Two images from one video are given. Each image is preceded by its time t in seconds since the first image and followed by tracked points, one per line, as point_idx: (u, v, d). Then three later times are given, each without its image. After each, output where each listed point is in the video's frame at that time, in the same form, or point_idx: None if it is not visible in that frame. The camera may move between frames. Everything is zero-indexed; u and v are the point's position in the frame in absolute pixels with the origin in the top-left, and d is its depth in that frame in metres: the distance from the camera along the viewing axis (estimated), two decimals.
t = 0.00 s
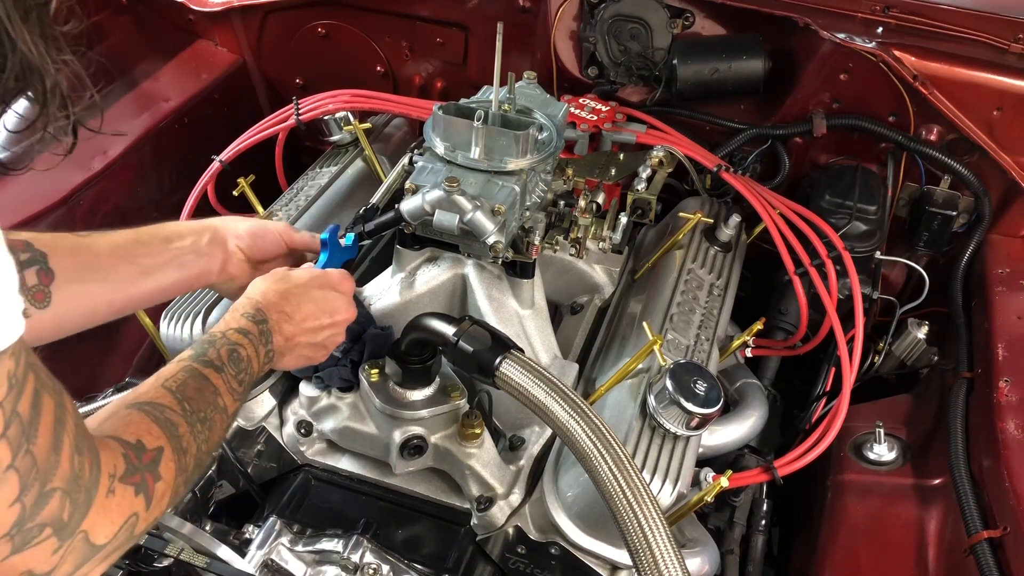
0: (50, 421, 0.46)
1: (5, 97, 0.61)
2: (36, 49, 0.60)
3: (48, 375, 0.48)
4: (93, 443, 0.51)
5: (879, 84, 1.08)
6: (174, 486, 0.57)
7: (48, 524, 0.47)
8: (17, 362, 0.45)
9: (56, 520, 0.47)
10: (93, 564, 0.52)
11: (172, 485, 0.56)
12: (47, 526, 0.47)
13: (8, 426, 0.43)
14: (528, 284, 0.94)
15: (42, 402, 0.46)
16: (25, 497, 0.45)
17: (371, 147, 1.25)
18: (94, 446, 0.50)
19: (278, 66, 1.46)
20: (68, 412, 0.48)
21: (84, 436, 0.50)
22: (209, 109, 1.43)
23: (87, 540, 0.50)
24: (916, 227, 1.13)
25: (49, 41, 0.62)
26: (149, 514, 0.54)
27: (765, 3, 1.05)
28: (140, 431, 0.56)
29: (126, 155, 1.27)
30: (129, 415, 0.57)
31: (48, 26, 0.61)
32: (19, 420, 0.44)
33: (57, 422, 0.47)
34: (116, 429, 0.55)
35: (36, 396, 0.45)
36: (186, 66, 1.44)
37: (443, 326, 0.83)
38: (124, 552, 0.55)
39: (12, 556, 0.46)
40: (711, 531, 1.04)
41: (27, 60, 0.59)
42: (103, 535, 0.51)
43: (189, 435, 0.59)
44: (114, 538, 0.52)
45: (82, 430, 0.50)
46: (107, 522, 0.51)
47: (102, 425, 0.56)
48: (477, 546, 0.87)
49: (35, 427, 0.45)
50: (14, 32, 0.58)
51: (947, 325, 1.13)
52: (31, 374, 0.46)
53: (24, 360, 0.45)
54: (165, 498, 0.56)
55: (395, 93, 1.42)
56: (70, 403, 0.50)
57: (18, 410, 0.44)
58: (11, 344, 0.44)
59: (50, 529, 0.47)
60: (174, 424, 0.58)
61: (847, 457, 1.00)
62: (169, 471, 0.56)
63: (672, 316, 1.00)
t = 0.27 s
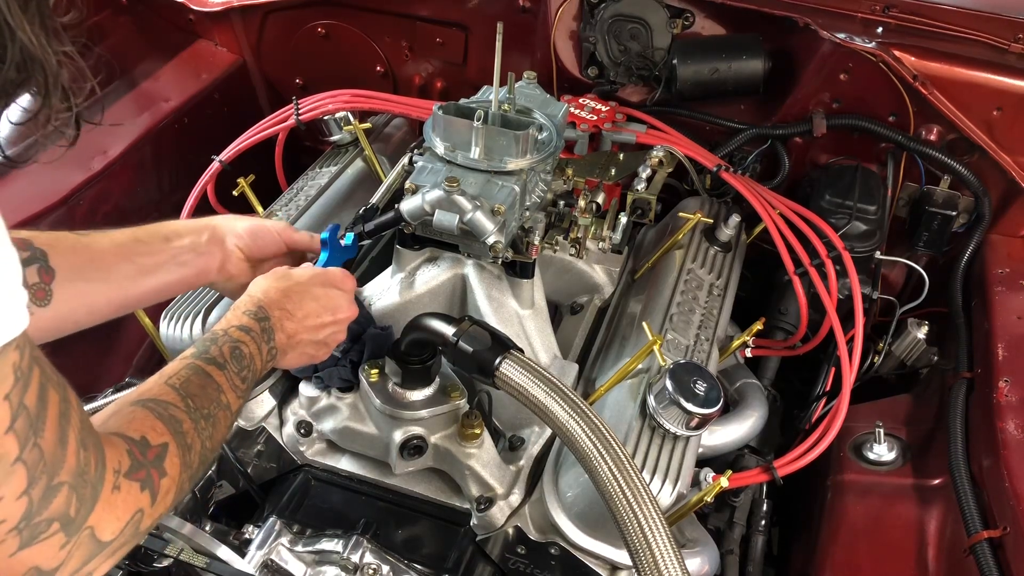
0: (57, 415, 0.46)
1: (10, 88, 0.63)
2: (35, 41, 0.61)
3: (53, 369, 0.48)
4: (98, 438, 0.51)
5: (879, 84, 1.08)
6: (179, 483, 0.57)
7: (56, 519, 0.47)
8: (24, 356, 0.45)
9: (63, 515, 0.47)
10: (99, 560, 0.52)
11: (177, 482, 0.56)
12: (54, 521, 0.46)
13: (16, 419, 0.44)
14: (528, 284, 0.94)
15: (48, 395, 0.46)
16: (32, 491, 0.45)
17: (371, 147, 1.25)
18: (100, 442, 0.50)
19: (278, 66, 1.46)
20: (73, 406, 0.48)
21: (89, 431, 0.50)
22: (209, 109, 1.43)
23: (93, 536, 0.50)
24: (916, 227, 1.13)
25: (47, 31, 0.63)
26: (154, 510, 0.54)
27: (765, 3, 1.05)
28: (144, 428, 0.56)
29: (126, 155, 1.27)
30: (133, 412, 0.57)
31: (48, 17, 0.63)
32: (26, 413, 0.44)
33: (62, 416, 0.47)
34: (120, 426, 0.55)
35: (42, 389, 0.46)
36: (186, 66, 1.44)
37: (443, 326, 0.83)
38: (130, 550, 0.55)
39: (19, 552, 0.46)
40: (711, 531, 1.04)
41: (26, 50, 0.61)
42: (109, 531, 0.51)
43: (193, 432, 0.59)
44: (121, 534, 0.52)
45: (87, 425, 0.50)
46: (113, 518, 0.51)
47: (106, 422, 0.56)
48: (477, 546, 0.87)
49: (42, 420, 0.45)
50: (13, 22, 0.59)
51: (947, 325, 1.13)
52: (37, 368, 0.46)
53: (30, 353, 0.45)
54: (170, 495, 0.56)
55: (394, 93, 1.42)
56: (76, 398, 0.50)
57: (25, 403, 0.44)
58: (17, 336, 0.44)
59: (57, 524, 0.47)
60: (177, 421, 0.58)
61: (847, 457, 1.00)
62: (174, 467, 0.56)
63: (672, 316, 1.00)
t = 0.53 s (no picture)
0: (54, 415, 0.47)
1: (9, 80, 0.63)
2: (33, 34, 0.62)
3: (51, 369, 0.48)
4: (98, 439, 0.51)
5: (879, 85, 1.08)
6: (180, 484, 0.57)
7: (54, 520, 0.47)
8: (19, 356, 0.45)
9: (61, 515, 0.47)
10: (98, 560, 0.52)
11: (178, 482, 0.56)
12: (52, 522, 0.47)
13: (12, 419, 0.44)
14: (528, 284, 0.94)
15: (45, 395, 0.46)
16: (29, 491, 0.45)
17: (371, 147, 1.25)
18: (99, 442, 0.50)
19: (278, 66, 1.46)
20: (71, 406, 0.49)
21: (87, 432, 0.50)
22: (209, 109, 1.43)
23: (92, 536, 0.50)
24: (916, 227, 1.13)
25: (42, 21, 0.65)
26: (154, 510, 0.54)
27: (765, 3, 1.05)
28: (145, 429, 0.56)
29: (126, 155, 1.27)
30: (135, 413, 0.57)
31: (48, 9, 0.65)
32: (23, 414, 0.44)
33: (60, 416, 0.47)
34: (121, 427, 0.55)
35: (39, 389, 0.46)
36: (186, 66, 1.44)
37: (443, 326, 0.83)
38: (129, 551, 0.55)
39: (17, 552, 0.46)
40: (711, 531, 1.04)
41: (24, 43, 0.62)
42: (108, 532, 0.51)
43: (195, 434, 0.59)
44: (120, 534, 0.52)
45: (86, 425, 0.50)
46: (112, 519, 0.51)
47: (108, 423, 0.56)
48: (477, 546, 0.87)
49: (39, 420, 0.45)
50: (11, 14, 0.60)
51: (947, 325, 1.13)
52: (34, 369, 0.46)
53: (25, 353, 0.46)
54: (170, 496, 0.56)
55: (394, 93, 1.42)
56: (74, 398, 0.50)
57: (22, 403, 0.44)
58: (14, 336, 0.44)
59: (55, 525, 0.47)
60: (179, 422, 0.58)
61: (847, 457, 1.00)
62: (174, 468, 0.56)
63: (672, 316, 1.00)
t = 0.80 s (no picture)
0: (52, 412, 0.46)
1: (6, 71, 0.66)
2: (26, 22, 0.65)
3: (49, 366, 0.48)
4: (98, 436, 0.51)
5: (879, 85, 1.08)
6: (182, 482, 0.56)
7: (53, 517, 0.47)
8: (14, 352, 0.45)
9: (60, 512, 0.47)
10: (99, 557, 0.52)
11: (180, 481, 0.56)
12: (51, 519, 0.46)
13: (9, 416, 0.44)
14: (528, 284, 0.94)
15: (43, 393, 0.46)
16: (27, 489, 0.45)
17: (371, 147, 1.24)
18: (99, 440, 0.50)
19: (278, 66, 1.46)
20: (70, 403, 0.48)
21: (87, 429, 0.49)
22: (209, 109, 1.43)
23: (93, 533, 0.50)
24: (916, 227, 1.13)
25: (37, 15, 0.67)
26: (155, 508, 0.54)
27: (765, 3, 1.05)
28: (147, 427, 0.56)
29: (126, 155, 1.27)
30: (138, 411, 0.57)
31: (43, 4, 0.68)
32: (20, 411, 0.44)
33: (58, 414, 0.47)
34: (123, 425, 0.55)
35: (36, 386, 0.46)
36: (186, 66, 1.44)
37: (443, 326, 0.83)
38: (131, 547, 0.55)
39: (17, 549, 0.46)
40: (711, 531, 1.04)
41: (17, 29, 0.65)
42: (109, 529, 0.51)
43: (198, 433, 0.59)
44: (121, 532, 0.52)
45: (85, 422, 0.50)
46: (113, 516, 0.51)
47: (110, 421, 0.56)
48: (478, 546, 0.87)
49: (37, 418, 0.45)
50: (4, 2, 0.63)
51: (947, 325, 1.13)
52: (31, 366, 0.46)
53: (22, 350, 0.46)
54: (171, 494, 0.56)
55: (395, 93, 1.42)
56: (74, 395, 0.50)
57: (19, 401, 0.44)
58: (9, 333, 0.44)
59: (54, 522, 0.47)
60: (182, 421, 0.58)
61: (847, 457, 1.00)
62: (176, 466, 0.56)
63: (672, 316, 1.00)
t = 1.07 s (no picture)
0: (45, 407, 0.47)
1: None
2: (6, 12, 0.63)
3: (43, 362, 0.49)
4: (95, 433, 0.51)
5: (879, 85, 1.08)
6: (181, 481, 0.56)
7: (49, 514, 0.46)
8: (5, 346, 0.45)
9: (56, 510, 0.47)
10: (99, 556, 0.52)
11: (179, 479, 0.56)
12: (47, 516, 0.46)
13: (2, 410, 0.44)
14: (528, 284, 0.94)
15: (36, 387, 0.46)
16: (21, 484, 0.45)
17: (371, 148, 1.24)
18: (95, 437, 0.50)
19: (278, 66, 1.46)
20: (64, 400, 0.49)
21: (83, 426, 0.50)
22: (209, 109, 1.43)
23: (90, 532, 0.50)
24: (916, 227, 1.13)
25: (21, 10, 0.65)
26: (155, 507, 0.54)
27: (765, 3, 1.05)
28: (146, 425, 0.56)
29: (126, 155, 1.27)
30: (136, 409, 0.57)
31: None
32: (12, 405, 0.44)
33: (52, 409, 0.47)
34: (122, 424, 0.55)
35: (29, 381, 0.46)
36: (186, 66, 1.44)
37: (444, 325, 0.83)
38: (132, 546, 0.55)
39: (13, 547, 0.46)
40: (711, 531, 1.04)
41: None
42: (108, 528, 0.51)
43: (198, 431, 0.59)
44: (120, 530, 0.52)
45: (80, 419, 0.50)
46: (111, 515, 0.51)
47: (109, 420, 0.56)
48: (478, 545, 0.87)
49: (29, 412, 0.45)
50: None
51: (947, 326, 1.13)
52: (24, 359, 0.46)
53: (14, 345, 0.46)
54: (171, 492, 0.55)
55: (395, 92, 1.42)
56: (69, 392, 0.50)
57: (11, 395, 0.44)
58: None
59: (50, 519, 0.47)
60: (182, 419, 0.58)
61: (847, 457, 1.00)
62: (176, 464, 0.56)
63: (672, 316, 1.01)
